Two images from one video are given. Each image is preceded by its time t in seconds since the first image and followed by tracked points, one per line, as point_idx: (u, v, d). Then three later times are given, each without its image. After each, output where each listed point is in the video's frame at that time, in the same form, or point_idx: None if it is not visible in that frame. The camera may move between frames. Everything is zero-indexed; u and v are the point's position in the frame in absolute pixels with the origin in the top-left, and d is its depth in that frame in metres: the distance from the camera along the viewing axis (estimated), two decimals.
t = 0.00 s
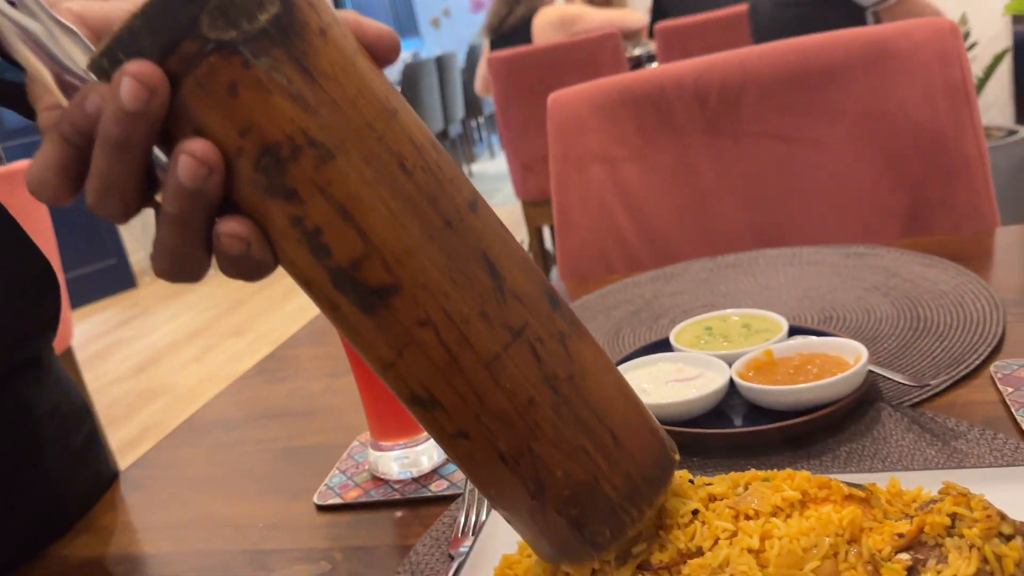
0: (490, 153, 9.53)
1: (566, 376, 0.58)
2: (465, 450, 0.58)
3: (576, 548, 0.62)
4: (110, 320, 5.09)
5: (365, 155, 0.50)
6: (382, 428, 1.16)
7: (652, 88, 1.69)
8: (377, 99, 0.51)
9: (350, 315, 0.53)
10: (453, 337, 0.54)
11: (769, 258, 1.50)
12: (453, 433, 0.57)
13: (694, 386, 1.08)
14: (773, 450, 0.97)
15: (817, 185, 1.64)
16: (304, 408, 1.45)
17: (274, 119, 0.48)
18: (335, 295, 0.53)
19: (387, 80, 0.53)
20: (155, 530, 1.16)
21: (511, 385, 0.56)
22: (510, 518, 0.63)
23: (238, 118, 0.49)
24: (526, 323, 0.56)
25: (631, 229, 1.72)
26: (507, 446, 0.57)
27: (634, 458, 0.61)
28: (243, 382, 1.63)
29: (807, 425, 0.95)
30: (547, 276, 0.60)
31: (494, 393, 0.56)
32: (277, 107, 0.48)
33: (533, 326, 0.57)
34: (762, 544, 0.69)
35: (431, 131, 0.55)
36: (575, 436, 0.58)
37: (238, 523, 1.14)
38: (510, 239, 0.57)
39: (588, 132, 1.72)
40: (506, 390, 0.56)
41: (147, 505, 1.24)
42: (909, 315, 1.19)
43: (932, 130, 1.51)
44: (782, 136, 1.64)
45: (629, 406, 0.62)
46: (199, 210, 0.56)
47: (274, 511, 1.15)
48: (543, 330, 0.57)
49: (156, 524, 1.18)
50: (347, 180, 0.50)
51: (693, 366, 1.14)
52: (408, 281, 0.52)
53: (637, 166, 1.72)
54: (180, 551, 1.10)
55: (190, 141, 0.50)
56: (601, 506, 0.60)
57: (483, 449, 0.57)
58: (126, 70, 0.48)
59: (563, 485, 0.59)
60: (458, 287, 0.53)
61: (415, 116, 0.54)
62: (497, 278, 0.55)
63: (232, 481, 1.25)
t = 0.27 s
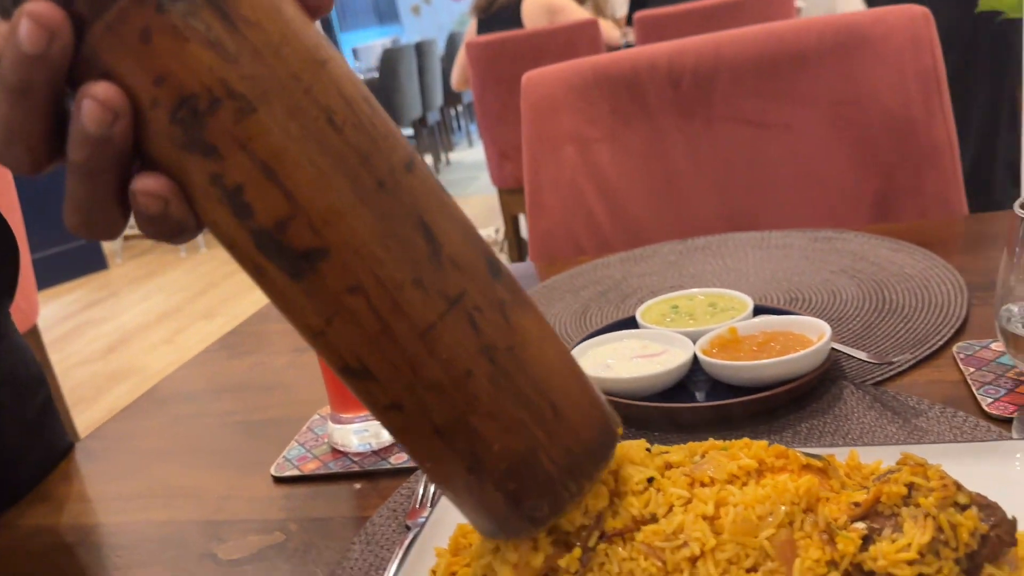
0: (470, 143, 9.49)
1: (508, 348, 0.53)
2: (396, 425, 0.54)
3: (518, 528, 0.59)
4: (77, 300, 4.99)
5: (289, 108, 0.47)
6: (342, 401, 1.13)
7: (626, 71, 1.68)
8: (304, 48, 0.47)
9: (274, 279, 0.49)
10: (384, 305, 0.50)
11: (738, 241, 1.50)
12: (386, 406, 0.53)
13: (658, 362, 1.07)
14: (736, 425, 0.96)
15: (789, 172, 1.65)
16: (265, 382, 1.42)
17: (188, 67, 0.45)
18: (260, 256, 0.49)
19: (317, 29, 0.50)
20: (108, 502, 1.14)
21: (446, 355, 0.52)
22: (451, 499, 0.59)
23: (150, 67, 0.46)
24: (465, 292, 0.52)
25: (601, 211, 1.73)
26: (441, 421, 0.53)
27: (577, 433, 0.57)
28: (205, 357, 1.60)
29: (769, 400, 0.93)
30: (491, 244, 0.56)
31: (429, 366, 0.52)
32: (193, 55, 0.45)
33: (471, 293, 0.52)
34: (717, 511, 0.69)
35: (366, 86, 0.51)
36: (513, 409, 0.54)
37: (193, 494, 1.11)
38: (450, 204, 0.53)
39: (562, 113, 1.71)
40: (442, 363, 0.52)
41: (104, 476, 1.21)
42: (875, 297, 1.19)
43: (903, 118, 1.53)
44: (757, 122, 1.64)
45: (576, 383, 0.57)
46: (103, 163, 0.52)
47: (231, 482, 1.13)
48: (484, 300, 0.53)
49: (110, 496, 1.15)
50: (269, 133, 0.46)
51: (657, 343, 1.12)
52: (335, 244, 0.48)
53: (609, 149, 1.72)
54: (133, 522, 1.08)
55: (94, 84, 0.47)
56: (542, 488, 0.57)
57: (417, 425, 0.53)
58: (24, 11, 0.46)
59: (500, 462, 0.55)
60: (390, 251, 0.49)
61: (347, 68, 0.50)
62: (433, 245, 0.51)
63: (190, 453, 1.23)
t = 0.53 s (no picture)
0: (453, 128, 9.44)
1: (499, 312, 0.53)
2: (389, 386, 0.54)
3: (507, 487, 0.60)
4: (50, 276, 4.91)
5: (280, 66, 0.45)
6: (316, 368, 1.10)
7: (609, 49, 1.68)
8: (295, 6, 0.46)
9: (266, 241, 0.48)
10: (378, 269, 0.49)
11: (717, 221, 1.50)
12: (379, 369, 0.53)
13: (636, 335, 1.06)
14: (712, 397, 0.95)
15: (770, 153, 1.66)
16: (239, 353, 1.41)
17: (180, 23, 0.43)
18: (251, 219, 0.48)
19: None
20: (76, 469, 1.12)
21: (439, 318, 0.51)
22: (443, 457, 0.60)
23: (142, 22, 0.43)
24: (458, 256, 0.52)
25: (582, 188, 1.75)
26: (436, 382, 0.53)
27: (569, 396, 0.57)
28: (178, 327, 1.58)
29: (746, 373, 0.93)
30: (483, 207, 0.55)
31: (422, 329, 0.51)
32: (184, 9, 0.43)
33: (465, 257, 0.52)
34: (691, 476, 0.68)
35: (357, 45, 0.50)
36: (506, 373, 0.54)
37: (164, 463, 1.10)
38: (442, 167, 0.52)
39: (545, 90, 1.71)
40: (434, 326, 0.52)
41: (72, 444, 1.19)
42: (853, 276, 1.20)
43: (884, 101, 1.55)
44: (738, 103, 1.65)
45: (568, 346, 0.58)
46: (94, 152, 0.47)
47: (202, 450, 1.11)
48: (477, 262, 0.52)
49: (78, 463, 1.13)
50: (260, 91, 0.45)
51: (635, 317, 1.12)
52: (328, 206, 0.47)
53: (591, 127, 1.72)
54: (102, 489, 1.06)
55: (82, 39, 0.44)
56: (534, 452, 0.58)
57: (410, 387, 0.54)
58: None
59: (492, 425, 0.56)
60: (383, 215, 0.49)
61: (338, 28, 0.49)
62: (426, 207, 0.50)
63: (161, 423, 1.21)
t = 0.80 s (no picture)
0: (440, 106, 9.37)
1: (451, 297, 0.54)
2: (332, 365, 0.54)
3: (447, 469, 0.60)
4: (28, 247, 4.83)
5: (238, 27, 0.44)
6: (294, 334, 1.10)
7: (596, 21, 1.73)
8: None
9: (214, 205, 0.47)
10: (328, 242, 0.49)
11: (701, 195, 1.50)
12: (323, 345, 0.53)
13: (618, 304, 1.05)
14: (691, 365, 0.95)
15: (757, 128, 1.71)
16: (219, 320, 1.40)
17: None
18: (195, 181, 0.47)
19: None
20: (51, 432, 1.10)
21: (389, 298, 0.51)
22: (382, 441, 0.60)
23: None
24: (411, 236, 0.51)
25: (567, 162, 1.81)
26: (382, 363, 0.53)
27: (512, 385, 0.59)
28: (156, 294, 1.56)
29: (727, 341, 0.93)
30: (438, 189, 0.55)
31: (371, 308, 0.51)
32: None
33: (418, 239, 0.52)
34: (668, 437, 0.68)
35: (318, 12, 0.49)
36: (452, 358, 0.55)
37: (140, 426, 1.09)
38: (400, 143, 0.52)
39: (532, 60, 1.78)
40: (384, 305, 0.51)
41: (47, 408, 1.17)
42: (834, 250, 1.20)
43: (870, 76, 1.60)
44: (726, 77, 1.70)
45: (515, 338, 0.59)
46: (42, 114, 0.44)
47: (179, 414, 1.10)
48: (429, 245, 0.53)
49: (53, 427, 1.12)
50: (217, 53, 0.44)
51: (616, 287, 1.11)
52: (279, 176, 0.46)
53: (578, 99, 1.79)
54: (76, 451, 1.05)
55: None
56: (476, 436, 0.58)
57: (353, 365, 0.53)
58: None
59: (435, 408, 0.56)
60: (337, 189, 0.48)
61: None
62: (382, 184, 0.50)
63: (138, 388, 1.20)
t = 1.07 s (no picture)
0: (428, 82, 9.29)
1: (436, 215, 0.51)
2: (315, 298, 0.52)
3: (450, 418, 0.58)
4: (8, 221, 4.77)
5: None
6: (272, 305, 1.09)
7: None
8: None
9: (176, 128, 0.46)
10: (295, 153, 0.47)
11: (684, 171, 1.51)
12: (301, 277, 0.51)
13: (598, 277, 1.05)
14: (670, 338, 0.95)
15: (740, 104, 1.77)
16: (198, 292, 1.39)
17: None
18: (151, 96, 0.46)
19: None
20: (25, 402, 1.09)
21: (367, 214, 0.49)
22: (376, 390, 0.58)
23: None
24: (389, 148, 0.49)
25: (552, 139, 1.86)
26: (366, 288, 0.51)
27: (513, 313, 0.55)
28: (134, 264, 1.55)
29: (705, 315, 0.93)
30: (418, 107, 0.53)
31: (348, 226, 0.49)
32: None
33: (395, 149, 0.50)
34: (641, 407, 0.69)
35: None
36: (440, 282, 0.52)
37: (115, 396, 1.08)
38: (371, 54, 0.50)
39: (517, 33, 1.81)
40: (362, 223, 0.49)
41: (21, 378, 1.16)
42: (815, 226, 1.20)
43: (856, 52, 1.65)
44: (711, 52, 1.75)
45: (512, 263, 0.56)
46: None
47: (155, 385, 1.09)
48: (410, 158, 0.50)
49: (26, 396, 1.11)
50: None
51: (597, 261, 1.11)
52: (236, 78, 0.45)
53: (562, 73, 1.82)
54: (49, 421, 1.04)
55: None
56: (475, 371, 0.55)
57: (334, 295, 0.51)
58: None
59: (427, 340, 0.53)
60: (303, 93, 0.46)
61: None
62: (352, 91, 0.48)
63: (113, 358, 1.18)
